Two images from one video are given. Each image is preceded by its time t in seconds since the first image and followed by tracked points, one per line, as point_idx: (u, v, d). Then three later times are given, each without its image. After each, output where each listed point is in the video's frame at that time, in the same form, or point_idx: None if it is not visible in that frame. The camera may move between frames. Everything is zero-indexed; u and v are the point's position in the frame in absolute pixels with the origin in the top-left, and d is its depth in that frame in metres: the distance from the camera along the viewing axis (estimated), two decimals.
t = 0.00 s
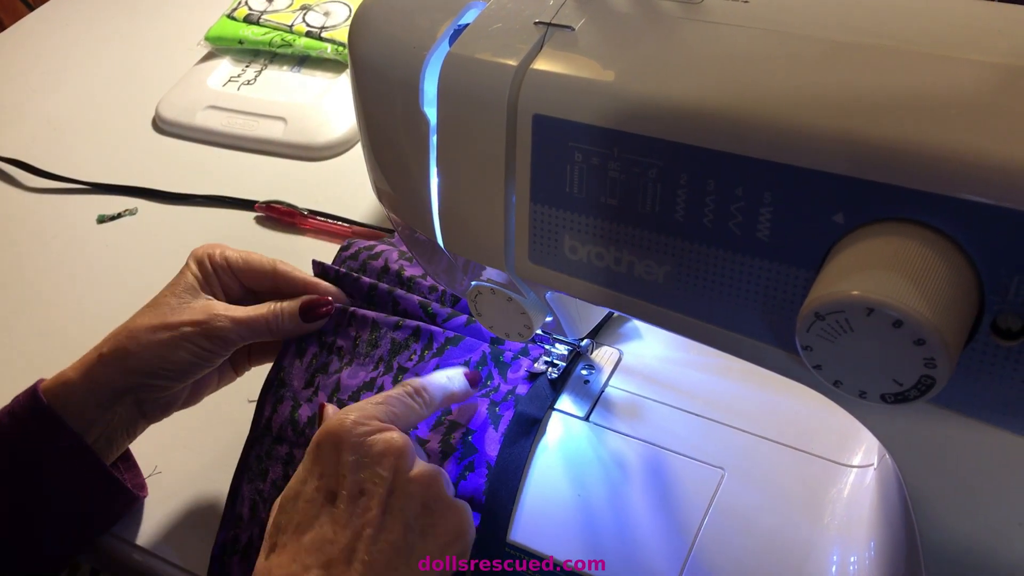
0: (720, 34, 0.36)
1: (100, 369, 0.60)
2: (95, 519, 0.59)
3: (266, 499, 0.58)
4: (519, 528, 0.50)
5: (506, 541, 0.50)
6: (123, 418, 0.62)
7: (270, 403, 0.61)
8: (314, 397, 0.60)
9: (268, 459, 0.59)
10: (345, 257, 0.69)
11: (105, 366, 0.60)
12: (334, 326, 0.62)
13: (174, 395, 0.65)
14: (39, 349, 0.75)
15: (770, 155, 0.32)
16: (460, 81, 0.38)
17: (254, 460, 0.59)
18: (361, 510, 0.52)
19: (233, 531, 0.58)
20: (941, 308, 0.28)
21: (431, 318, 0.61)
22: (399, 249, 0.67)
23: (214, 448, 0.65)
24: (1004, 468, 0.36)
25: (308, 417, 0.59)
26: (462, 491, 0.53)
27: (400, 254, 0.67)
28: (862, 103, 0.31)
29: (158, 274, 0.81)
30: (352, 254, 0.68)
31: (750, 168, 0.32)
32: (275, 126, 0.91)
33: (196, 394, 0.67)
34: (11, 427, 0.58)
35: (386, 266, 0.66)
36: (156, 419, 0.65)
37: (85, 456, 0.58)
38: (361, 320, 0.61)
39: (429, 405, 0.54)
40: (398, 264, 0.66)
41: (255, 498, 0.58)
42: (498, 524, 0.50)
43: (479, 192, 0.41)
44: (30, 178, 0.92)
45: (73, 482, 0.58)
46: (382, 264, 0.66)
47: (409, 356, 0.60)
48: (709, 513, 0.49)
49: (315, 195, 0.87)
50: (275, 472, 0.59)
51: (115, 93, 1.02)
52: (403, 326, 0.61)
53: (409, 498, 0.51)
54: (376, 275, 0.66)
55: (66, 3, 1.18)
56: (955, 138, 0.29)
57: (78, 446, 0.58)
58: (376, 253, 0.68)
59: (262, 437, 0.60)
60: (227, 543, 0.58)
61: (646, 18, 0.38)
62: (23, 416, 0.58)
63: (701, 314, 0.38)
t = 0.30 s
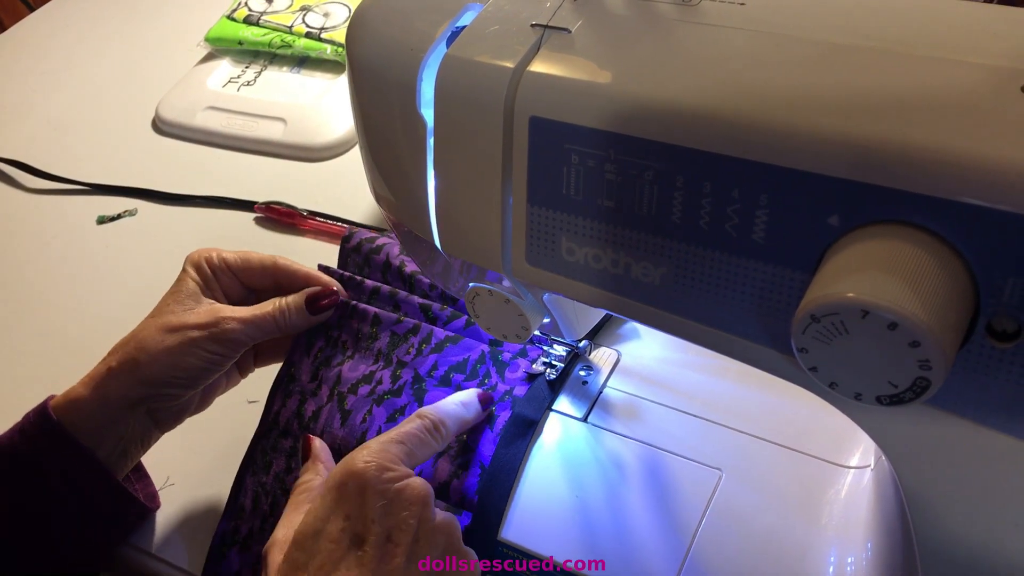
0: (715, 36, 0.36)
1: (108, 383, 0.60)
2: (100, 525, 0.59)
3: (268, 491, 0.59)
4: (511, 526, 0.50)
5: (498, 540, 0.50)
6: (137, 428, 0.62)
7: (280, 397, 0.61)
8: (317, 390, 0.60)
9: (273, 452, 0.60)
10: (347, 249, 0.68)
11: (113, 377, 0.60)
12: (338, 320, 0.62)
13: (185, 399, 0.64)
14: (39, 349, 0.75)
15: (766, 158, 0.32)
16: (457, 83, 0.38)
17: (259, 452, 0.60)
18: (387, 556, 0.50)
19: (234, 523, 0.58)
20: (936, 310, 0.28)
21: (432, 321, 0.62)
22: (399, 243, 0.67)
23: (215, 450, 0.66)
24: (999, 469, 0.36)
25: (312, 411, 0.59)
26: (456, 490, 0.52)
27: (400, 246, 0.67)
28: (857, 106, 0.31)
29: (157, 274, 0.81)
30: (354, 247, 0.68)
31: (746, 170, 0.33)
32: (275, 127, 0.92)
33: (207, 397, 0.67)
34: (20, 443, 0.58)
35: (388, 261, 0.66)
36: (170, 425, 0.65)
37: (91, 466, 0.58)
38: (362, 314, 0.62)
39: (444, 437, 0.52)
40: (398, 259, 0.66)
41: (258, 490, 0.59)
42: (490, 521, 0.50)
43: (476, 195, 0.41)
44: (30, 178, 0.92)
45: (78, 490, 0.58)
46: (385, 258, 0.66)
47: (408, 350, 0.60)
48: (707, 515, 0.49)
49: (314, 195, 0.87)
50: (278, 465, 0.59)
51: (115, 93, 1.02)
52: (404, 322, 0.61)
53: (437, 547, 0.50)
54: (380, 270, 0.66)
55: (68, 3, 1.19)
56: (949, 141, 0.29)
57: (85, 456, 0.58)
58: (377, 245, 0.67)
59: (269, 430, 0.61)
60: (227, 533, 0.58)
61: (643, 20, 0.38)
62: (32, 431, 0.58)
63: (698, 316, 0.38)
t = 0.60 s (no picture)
0: (713, 37, 0.36)
1: (115, 389, 0.60)
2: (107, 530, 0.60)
3: (261, 488, 0.59)
4: (508, 526, 0.50)
5: (496, 540, 0.50)
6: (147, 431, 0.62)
7: (275, 393, 0.62)
8: (315, 388, 0.60)
9: (267, 449, 0.60)
10: (346, 255, 0.68)
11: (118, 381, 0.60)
12: (338, 318, 0.62)
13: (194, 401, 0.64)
14: (39, 349, 0.75)
15: (764, 158, 0.32)
16: (455, 83, 0.38)
17: (254, 449, 0.61)
18: (389, 523, 0.52)
19: (227, 519, 0.59)
20: (934, 311, 0.28)
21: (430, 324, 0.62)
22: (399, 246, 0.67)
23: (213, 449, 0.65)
24: (996, 470, 0.36)
25: (309, 409, 0.60)
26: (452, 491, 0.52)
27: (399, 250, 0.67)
28: (854, 106, 0.31)
29: (157, 274, 0.81)
30: (353, 253, 0.67)
31: (744, 172, 0.32)
32: (274, 127, 0.92)
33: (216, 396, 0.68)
34: (30, 449, 0.59)
35: (387, 266, 0.66)
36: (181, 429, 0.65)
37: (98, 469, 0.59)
38: (363, 315, 0.61)
39: (448, 413, 0.52)
40: (398, 263, 0.66)
41: (252, 487, 0.60)
42: (487, 520, 0.50)
43: (474, 195, 0.41)
44: (30, 178, 0.92)
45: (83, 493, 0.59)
46: (383, 263, 0.66)
47: (408, 350, 0.60)
48: (705, 515, 0.49)
49: (313, 195, 0.87)
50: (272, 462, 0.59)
51: (115, 93, 1.02)
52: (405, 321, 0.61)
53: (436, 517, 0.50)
54: (378, 275, 0.66)
55: (68, 3, 1.19)
56: (947, 142, 0.29)
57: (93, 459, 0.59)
58: (376, 249, 0.67)
59: (265, 427, 0.61)
60: (221, 530, 0.59)
61: (641, 21, 0.38)
62: (41, 439, 0.59)
63: (696, 317, 0.38)
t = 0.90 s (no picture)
0: (713, 36, 0.36)
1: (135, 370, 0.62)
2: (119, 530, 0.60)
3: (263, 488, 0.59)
4: (509, 526, 0.50)
5: (495, 540, 0.50)
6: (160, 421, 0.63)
7: (276, 391, 0.62)
8: (315, 385, 0.60)
9: (268, 447, 0.60)
10: (347, 254, 0.68)
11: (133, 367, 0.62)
12: (338, 314, 0.62)
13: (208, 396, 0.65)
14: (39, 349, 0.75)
15: (764, 158, 0.32)
16: (455, 83, 0.38)
17: (255, 445, 0.61)
18: (387, 539, 0.51)
19: (229, 516, 0.59)
20: (935, 310, 0.28)
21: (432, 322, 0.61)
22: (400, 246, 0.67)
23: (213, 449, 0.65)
24: (997, 470, 0.36)
25: (309, 406, 0.60)
26: (453, 489, 0.52)
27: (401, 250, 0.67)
28: (856, 106, 0.31)
29: (158, 274, 0.81)
30: (354, 252, 0.67)
31: (744, 171, 0.32)
32: (275, 126, 0.91)
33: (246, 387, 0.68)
34: (57, 441, 0.60)
35: (387, 265, 0.66)
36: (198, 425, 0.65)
37: (115, 466, 0.61)
38: (364, 311, 0.62)
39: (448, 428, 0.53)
40: (399, 262, 0.65)
41: (253, 486, 0.60)
42: (488, 520, 0.50)
43: (475, 195, 0.41)
44: (31, 178, 0.92)
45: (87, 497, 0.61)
46: (383, 262, 0.66)
47: (408, 348, 0.60)
48: (706, 515, 0.49)
49: (313, 195, 0.87)
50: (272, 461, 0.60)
51: (116, 93, 1.02)
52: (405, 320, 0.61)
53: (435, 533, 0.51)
54: (380, 275, 0.66)
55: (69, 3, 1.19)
56: (947, 141, 0.29)
57: (117, 451, 0.61)
58: (376, 248, 0.67)
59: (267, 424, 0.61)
60: (223, 527, 0.59)
61: (642, 20, 0.37)
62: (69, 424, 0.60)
63: (696, 316, 0.38)
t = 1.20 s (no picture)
0: (717, 36, 0.36)
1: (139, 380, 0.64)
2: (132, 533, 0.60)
3: (266, 492, 0.60)
4: (511, 527, 0.50)
5: (501, 541, 0.50)
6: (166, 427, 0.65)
7: (275, 396, 0.62)
8: (318, 391, 0.60)
9: (270, 453, 0.61)
10: (346, 255, 0.68)
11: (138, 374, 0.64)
12: (331, 314, 0.62)
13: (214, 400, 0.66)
14: (41, 348, 0.75)
15: (768, 158, 0.32)
16: (458, 83, 0.38)
17: (256, 453, 0.61)
18: (388, 547, 0.52)
19: (234, 525, 0.59)
20: (939, 312, 0.28)
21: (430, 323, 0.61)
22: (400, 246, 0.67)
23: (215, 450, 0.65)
24: (1001, 472, 0.36)
25: (312, 411, 0.60)
26: (460, 489, 0.53)
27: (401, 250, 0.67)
28: (860, 107, 0.31)
29: (160, 273, 0.81)
30: (353, 253, 0.67)
31: (748, 173, 0.32)
32: (277, 126, 0.91)
33: (250, 395, 0.68)
34: (70, 442, 0.60)
35: (388, 266, 0.65)
36: (204, 431, 0.66)
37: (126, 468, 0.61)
38: (361, 312, 0.61)
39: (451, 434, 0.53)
40: (398, 262, 0.65)
41: (256, 491, 0.60)
42: (494, 521, 0.50)
43: (478, 195, 0.41)
44: (33, 177, 0.92)
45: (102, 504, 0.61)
46: (384, 262, 0.66)
47: (409, 349, 0.60)
48: (707, 516, 0.49)
49: (315, 195, 0.87)
50: (275, 465, 0.60)
51: (119, 92, 1.02)
52: (405, 320, 0.61)
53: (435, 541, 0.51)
54: (378, 275, 0.66)
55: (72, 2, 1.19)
56: (952, 143, 0.29)
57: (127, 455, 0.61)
58: (377, 249, 0.67)
59: (267, 427, 0.61)
60: (228, 536, 0.59)
61: (645, 21, 0.37)
62: (88, 428, 0.61)
63: (699, 318, 0.37)
